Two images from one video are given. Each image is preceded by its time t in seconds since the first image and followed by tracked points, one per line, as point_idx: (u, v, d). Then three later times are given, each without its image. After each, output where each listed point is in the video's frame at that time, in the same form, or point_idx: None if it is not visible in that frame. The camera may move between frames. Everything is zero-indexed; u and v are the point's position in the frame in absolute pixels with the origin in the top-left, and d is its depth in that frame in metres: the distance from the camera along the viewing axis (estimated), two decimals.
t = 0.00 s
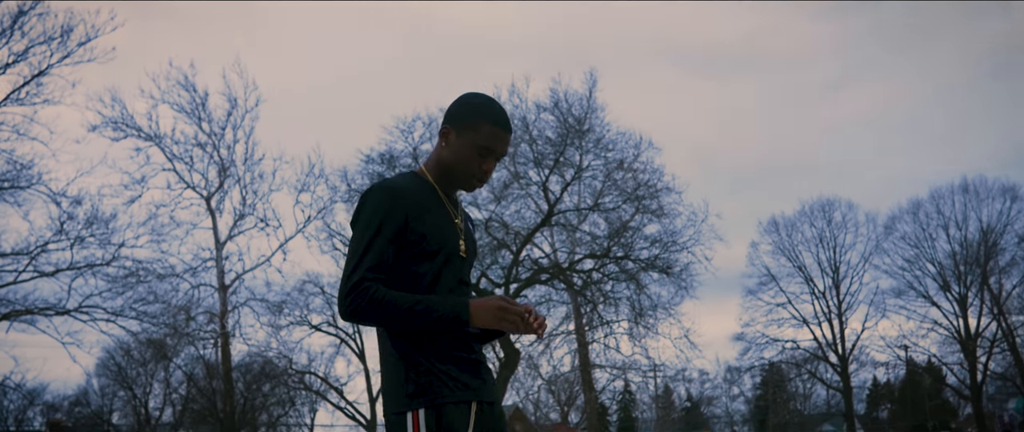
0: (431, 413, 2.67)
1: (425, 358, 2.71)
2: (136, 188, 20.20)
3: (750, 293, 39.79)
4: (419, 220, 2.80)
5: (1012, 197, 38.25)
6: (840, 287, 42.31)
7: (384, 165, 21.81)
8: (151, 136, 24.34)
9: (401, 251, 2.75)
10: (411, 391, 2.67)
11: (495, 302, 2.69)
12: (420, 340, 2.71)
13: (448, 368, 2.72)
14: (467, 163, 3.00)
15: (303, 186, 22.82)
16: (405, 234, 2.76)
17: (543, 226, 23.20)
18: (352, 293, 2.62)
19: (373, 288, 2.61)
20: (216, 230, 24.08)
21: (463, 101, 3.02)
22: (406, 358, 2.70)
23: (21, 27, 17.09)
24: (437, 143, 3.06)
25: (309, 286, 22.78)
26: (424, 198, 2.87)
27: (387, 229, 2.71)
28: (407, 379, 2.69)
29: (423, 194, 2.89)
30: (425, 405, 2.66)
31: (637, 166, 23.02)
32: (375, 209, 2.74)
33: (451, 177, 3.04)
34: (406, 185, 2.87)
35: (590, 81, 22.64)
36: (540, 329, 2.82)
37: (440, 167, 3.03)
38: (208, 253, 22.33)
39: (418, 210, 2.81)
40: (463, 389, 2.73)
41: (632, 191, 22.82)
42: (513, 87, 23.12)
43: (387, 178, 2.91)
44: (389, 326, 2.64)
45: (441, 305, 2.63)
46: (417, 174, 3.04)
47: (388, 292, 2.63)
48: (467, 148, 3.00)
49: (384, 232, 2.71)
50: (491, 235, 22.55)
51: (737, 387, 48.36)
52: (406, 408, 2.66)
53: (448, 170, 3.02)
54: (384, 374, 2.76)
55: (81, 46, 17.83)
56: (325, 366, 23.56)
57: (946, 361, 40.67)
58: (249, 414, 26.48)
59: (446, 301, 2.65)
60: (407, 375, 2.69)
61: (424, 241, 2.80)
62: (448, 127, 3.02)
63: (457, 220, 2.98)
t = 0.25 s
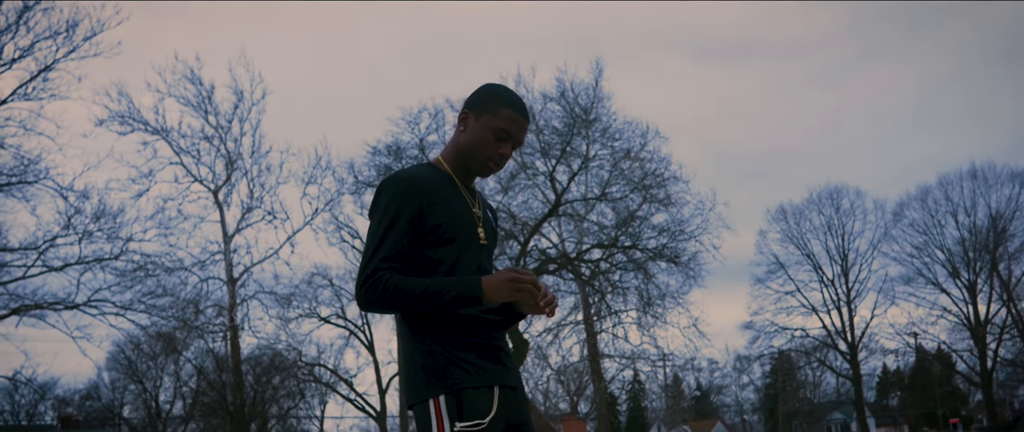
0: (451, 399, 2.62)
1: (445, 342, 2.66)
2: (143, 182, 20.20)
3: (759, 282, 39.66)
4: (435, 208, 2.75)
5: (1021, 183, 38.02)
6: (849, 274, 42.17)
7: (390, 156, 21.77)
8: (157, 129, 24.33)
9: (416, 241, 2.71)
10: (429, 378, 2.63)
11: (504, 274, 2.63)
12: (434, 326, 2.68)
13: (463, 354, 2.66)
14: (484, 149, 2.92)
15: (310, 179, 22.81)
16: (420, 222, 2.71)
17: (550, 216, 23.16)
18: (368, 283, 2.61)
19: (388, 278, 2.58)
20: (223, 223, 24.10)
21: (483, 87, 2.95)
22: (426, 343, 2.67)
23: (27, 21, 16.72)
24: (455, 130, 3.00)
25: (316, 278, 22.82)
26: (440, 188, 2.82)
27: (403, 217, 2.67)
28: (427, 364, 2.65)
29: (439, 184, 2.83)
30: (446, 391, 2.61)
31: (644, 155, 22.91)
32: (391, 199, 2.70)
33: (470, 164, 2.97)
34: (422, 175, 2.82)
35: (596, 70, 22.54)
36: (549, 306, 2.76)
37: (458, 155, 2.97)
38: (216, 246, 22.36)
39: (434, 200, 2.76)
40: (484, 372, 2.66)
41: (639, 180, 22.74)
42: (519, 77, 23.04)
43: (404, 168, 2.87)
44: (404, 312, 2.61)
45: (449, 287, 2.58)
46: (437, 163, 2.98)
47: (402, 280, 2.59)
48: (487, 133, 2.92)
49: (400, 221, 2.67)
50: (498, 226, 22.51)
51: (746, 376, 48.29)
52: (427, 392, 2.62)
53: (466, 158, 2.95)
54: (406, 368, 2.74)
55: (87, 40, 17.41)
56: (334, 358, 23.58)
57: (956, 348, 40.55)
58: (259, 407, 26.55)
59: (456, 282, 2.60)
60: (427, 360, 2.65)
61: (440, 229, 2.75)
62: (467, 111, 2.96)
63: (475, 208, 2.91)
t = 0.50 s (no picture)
0: (466, 385, 2.58)
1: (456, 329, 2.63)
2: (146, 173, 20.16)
3: (764, 267, 39.62)
4: (447, 198, 2.71)
5: None
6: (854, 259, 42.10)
7: (393, 145, 21.73)
8: (160, 120, 24.29)
9: (427, 230, 2.67)
10: (441, 366, 2.59)
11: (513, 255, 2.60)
12: (441, 316, 2.65)
13: (474, 341, 2.62)
14: (497, 139, 2.87)
15: (313, 168, 22.78)
16: (431, 212, 2.67)
17: (554, 204, 23.14)
18: (378, 275, 2.58)
19: (400, 268, 2.55)
20: (227, 213, 24.10)
21: (501, 77, 2.90)
22: (438, 333, 2.63)
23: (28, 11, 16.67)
24: (471, 120, 2.94)
25: (321, 267, 22.84)
26: (453, 179, 2.76)
27: (414, 207, 2.63)
28: (438, 353, 2.62)
29: (453, 175, 2.78)
30: (460, 376, 2.57)
31: (647, 141, 22.84)
32: (402, 189, 2.66)
33: (483, 154, 2.90)
34: (435, 165, 2.77)
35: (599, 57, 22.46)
36: (553, 288, 2.75)
37: (471, 146, 2.91)
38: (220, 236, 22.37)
39: (445, 189, 2.72)
40: (495, 357, 2.62)
41: (643, 166, 22.69)
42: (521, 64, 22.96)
43: (415, 160, 2.83)
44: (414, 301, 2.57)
45: (458, 273, 2.55)
46: (448, 154, 2.92)
47: (411, 270, 2.56)
48: (503, 123, 2.87)
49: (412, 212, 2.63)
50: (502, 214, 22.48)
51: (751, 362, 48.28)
52: (440, 381, 2.59)
53: (479, 149, 2.90)
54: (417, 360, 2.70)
55: (88, 29, 17.37)
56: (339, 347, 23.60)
57: (961, 333, 40.51)
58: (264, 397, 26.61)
59: (463, 266, 2.57)
60: (438, 349, 2.62)
61: (453, 218, 2.70)
62: (484, 101, 2.90)
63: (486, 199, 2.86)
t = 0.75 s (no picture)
0: (484, 385, 2.53)
1: (474, 333, 2.60)
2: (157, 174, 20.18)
3: (774, 270, 39.46)
4: (464, 205, 2.67)
5: None
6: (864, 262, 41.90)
7: (402, 147, 21.72)
8: (169, 122, 24.34)
9: (444, 236, 2.64)
10: (458, 369, 2.56)
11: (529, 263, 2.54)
12: (456, 319, 2.62)
13: (491, 344, 2.58)
14: (516, 151, 2.82)
15: (322, 170, 22.80)
16: (448, 219, 2.63)
17: (563, 207, 23.09)
18: (393, 279, 2.56)
19: (415, 276, 2.52)
20: (236, 214, 24.13)
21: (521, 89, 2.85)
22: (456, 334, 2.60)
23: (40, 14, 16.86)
24: (489, 127, 2.89)
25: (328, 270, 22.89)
26: (471, 187, 2.73)
27: (431, 214, 2.59)
28: (457, 355, 2.58)
29: (470, 182, 2.74)
30: (478, 377, 2.53)
31: (656, 144, 22.77)
32: (419, 194, 2.63)
33: (498, 163, 2.86)
34: (452, 170, 2.73)
35: (608, 59, 22.39)
36: (571, 294, 2.70)
37: (489, 154, 2.86)
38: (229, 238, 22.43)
39: (461, 196, 2.67)
40: (512, 359, 2.59)
41: (652, 169, 22.62)
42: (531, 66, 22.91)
43: (434, 164, 2.78)
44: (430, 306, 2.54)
45: (474, 280, 2.51)
46: (466, 159, 2.88)
47: (428, 277, 2.52)
48: (523, 135, 2.82)
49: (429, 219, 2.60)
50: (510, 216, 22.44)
51: (761, 364, 48.09)
52: (458, 382, 2.56)
53: (498, 157, 2.85)
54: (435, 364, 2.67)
55: (98, 32, 17.58)
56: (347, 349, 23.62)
57: (972, 337, 40.23)
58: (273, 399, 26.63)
59: (479, 273, 2.53)
60: (457, 350, 2.59)
61: (469, 227, 2.67)
62: (503, 111, 2.85)
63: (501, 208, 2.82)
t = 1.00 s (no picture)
0: (498, 385, 2.51)
1: (489, 333, 2.58)
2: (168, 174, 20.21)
3: (785, 273, 39.28)
4: (481, 210, 2.65)
5: None
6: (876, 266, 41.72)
7: (413, 149, 21.72)
8: (181, 122, 24.41)
9: (462, 239, 2.61)
10: (473, 371, 2.54)
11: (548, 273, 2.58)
12: (470, 321, 2.60)
13: (506, 345, 2.56)
14: (533, 158, 2.81)
15: (332, 171, 22.83)
16: (466, 221, 2.61)
17: (573, 209, 23.06)
18: (409, 281, 2.54)
19: (433, 278, 2.50)
20: (246, 215, 24.18)
21: (540, 97, 2.82)
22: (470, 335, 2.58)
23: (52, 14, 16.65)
24: (506, 131, 2.86)
25: (338, 271, 22.93)
26: (488, 191, 2.70)
27: (449, 217, 2.58)
28: (472, 355, 2.56)
29: (488, 185, 2.72)
30: (494, 378, 2.51)
31: (667, 146, 22.73)
32: (436, 196, 2.61)
33: (515, 169, 2.83)
34: (469, 174, 2.71)
35: (619, 61, 22.37)
36: (583, 300, 2.70)
37: (504, 159, 2.83)
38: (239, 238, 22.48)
39: (479, 200, 2.65)
40: (526, 360, 2.57)
41: (662, 171, 22.57)
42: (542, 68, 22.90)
43: (450, 167, 2.75)
44: (446, 308, 2.53)
45: (491, 285, 2.51)
46: (481, 162, 2.85)
47: (443, 279, 2.51)
48: (541, 143, 2.80)
49: (447, 223, 2.58)
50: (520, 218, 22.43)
51: (771, 368, 47.93)
52: (472, 382, 2.53)
53: (514, 162, 2.82)
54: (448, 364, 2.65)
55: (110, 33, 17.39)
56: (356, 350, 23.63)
57: (983, 341, 40.00)
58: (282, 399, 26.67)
59: (496, 279, 2.53)
60: (471, 351, 2.57)
61: (485, 231, 2.65)
62: (522, 116, 2.82)
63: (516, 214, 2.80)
